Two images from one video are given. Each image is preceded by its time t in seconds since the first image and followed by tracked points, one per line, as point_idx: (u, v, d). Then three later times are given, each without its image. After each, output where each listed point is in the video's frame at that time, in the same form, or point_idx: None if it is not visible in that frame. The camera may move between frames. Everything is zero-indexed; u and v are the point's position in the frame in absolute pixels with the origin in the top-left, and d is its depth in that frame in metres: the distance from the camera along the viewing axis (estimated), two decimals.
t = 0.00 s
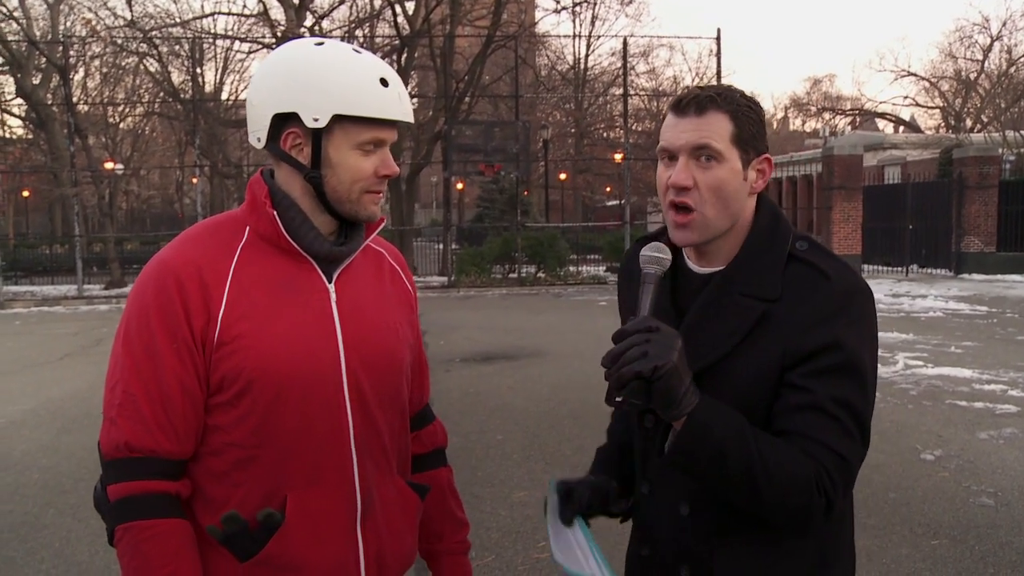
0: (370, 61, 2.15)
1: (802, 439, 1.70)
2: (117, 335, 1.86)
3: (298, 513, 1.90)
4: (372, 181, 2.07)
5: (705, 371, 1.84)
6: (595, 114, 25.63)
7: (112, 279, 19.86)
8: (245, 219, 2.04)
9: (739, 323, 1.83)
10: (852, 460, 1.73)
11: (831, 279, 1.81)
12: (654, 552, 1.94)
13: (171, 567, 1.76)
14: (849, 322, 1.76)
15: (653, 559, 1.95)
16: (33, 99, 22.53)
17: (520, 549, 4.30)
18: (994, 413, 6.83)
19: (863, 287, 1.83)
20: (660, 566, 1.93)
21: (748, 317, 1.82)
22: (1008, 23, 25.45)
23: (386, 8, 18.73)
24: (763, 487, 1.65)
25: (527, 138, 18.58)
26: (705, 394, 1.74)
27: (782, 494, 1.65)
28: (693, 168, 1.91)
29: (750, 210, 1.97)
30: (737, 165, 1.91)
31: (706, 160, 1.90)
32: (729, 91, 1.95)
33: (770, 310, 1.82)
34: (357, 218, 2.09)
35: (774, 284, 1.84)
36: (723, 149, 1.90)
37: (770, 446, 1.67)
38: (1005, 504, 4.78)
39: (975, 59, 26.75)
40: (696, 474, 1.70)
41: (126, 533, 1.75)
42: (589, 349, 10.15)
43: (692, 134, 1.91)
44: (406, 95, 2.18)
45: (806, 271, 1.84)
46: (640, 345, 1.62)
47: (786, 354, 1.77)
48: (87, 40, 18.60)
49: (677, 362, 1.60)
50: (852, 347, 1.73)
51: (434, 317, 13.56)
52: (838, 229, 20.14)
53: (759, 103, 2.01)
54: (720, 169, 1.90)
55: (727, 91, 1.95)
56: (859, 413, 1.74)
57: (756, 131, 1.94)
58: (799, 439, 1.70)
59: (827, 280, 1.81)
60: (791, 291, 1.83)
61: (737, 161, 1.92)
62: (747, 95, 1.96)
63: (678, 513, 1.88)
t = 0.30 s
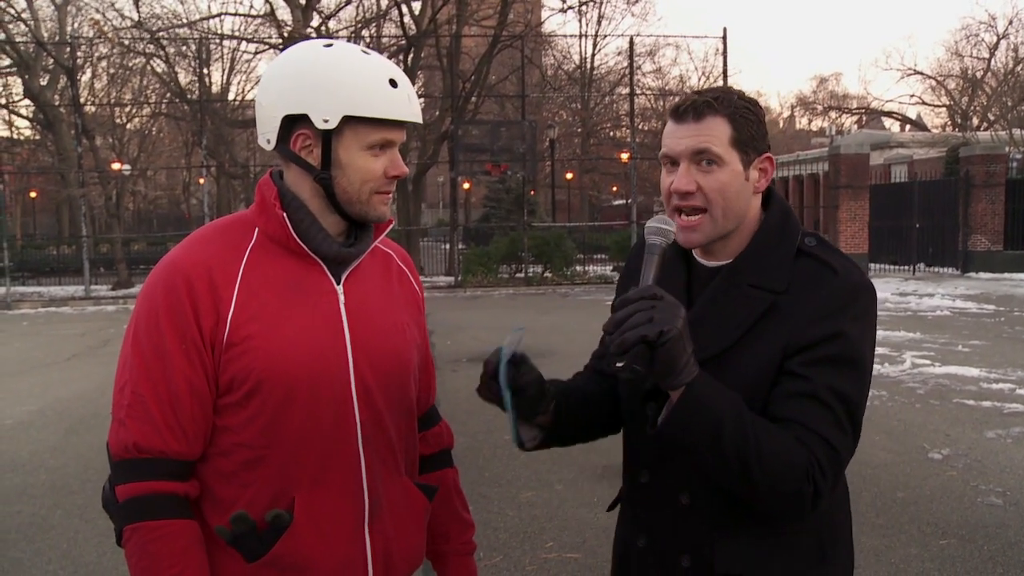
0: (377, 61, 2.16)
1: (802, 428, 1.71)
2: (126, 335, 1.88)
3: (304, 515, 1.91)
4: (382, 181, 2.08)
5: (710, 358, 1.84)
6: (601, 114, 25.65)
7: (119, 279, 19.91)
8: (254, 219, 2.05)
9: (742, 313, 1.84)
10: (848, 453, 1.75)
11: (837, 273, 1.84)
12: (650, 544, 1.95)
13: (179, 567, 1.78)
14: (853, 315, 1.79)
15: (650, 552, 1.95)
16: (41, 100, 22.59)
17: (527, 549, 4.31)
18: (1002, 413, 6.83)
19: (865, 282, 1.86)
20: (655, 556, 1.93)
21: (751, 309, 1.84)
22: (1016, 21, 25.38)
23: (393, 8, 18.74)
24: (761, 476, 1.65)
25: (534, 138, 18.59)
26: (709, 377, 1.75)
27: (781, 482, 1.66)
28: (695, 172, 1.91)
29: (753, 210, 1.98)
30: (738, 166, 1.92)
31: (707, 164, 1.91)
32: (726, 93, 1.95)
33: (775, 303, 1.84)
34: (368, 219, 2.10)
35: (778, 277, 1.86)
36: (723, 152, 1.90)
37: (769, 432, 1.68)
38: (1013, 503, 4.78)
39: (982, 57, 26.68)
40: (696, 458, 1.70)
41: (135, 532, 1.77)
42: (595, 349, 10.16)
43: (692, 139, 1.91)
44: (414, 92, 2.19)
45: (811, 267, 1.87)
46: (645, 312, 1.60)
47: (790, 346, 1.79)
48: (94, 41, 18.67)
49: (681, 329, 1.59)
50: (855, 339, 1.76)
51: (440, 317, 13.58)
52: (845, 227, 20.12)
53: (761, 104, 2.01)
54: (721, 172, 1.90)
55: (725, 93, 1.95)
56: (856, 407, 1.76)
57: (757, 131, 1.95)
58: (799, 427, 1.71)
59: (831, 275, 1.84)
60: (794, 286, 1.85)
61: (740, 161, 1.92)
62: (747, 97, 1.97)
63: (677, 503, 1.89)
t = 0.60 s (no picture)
0: (375, 64, 2.16)
1: (806, 430, 1.71)
2: (127, 337, 1.88)
3: (307, 516, 1.91)
4: (381, 186, 2.08)
5: (709, 365, 1.84)
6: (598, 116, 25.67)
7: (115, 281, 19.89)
8: (252, 222, 2.05)
9: (743, 320, 1.84)
10: (850, 455, 1.75)
11: (834, 275, 1.84)
12: (656, 552, 1.95)
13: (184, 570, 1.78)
14: (852, 319, 1.79)
15: (655, 561, 1.95)
16: (36, 103, 22.57)
17: (526, 550, 4.31)
18: (999, 413, 6.83)
19: (863, 283, 1.86)
20: (660, 564, 1.94)
21: (753, 314, 1.83)
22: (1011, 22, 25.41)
23: (389, 10, 18.73)
24: (767, 478, 1.65)
25: (530, 139, 18.60)
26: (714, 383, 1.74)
27: (785, 486, 1.66)
28: (690, 171, 1.92)
29: (747, 210, 1.98)
30: (732, 167, 1.92)
31: (700, 162, 1.91)
32: (723, 95, 1.96)
33: (775, 307, 1.84)
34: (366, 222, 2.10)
35: (779, 282, 1.86)
36: (718, 151, 1.91)
37: (774, 437, 1.68)
38: (1011, 503, 4.78)
39: (978, 58, 26.71)
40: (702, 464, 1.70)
41: (139, 536, 1.77)
42: (593, 350, 10.16)
43: (687, 137, 1.92)
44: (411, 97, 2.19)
45: (809, 269, 1.87)
46: (656, 324, 1.59)
47: (792, 349, 1.79)
48: (90, 44, 18.67)
49: (693, 341, 1.58)
50: (856, 339, 1.76)
51: (438, 318, 13.58)
52: (842, 228, 20.15)
53: (753, 108, 2.03)
54: (713, 171, 1.91)
55: (721, 95, 1.96)
56: (856, 407, 1.76)
57: (750, 133, 1.96)
58: (804, 431, 1.71)
59: (830, 278, 1.84)
60: (794, 290, 1.85)
61: (734, 162, 1.93)
62: (741, 101, 1.98)
63: (681, 512, 1.89)
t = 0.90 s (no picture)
0: (379, 61, 2.16)
1: (806, 430, 1.71)
2: (136, 337, 1.87)
3: (321, 514, 1.92)
4: (386, 182, 2.08)
5: (710, 366, 1.85)
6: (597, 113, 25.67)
7: (116, 279, 19.89)
8: (259, 220, 2.05)
9: (745, 321, 1.84)
10: (852, 456, 1.74)
11: (834, 274, 1.84)
12: (660, 552, 1.96)
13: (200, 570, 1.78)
14: (852, 319, 1.78)
15: (658, 560, 1.96)
16: (36, 100, 22.56)
17: (527, 547, 4.31)
18: (999, 411, 6.83)
19: (863, 282, 1.85)
20: (665, 563, 1.95)
21: (752, 315, 1.84)
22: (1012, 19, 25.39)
23: (388, 7, 18.71)
24: (765, 479, 1.65)
25: (530, 137, 18.59)
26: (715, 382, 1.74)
27: (785, 486, 1.66)
28: (692, 168, 1.92)
29: (748, 208, 1.99)
30: (734, 164, 1.93)
31: (703, 158, 1.92)
32: (723, 93, 1.97)
33: (774, 308, 1.84)
34: (370, 219, 2.11)
35: (777, 283, 1.86)
36: (719, 148, 1.91)
37: (774, 438, 1.68)
38: (1011, 501, 4.78)
39: (978, 56, 26.69)
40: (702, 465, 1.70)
41: (154, 538, 1.76)
42: (594, 348, 10.16)
43: (690, 133, 1.92)
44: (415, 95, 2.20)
45: (809, 268, 1.87)
46: (655, 324, 1.59)
47: (793, 349, 1.79)
48: (90, 41, 18.66)
49: (691, 340, 1.58)
50: (856, 338, 1.75)
51: (439, 316, 13.59)
52: (842, 226, 20.15)
53: (755, 106, 2.03)
54: (715, 168, 1.92)
55: (722, 93, 1.97)
56: (858, 407, 1.75)
57: (751, 130, 1.97)
58: (804, 431, 1.71)
59: (830, 278, 1.83)
60: (793, 291, 1.85)
61: (736, 159, 1.94)
62: (742, 99, 1.99)
63: (684, 511, 1.90)
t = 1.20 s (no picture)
0: (385, 57, 2.16)
1: (823, 424, 1.70)
2: (150, 338, 1.86)
3: (340, 510, 1.92)
4: (391, 179, 2.08)
5: (725, 360, 1.86)
6: (598, 111, 25.65)
7: (116, 277, 19.90)
8: (266, 219, 2.04)
9: (762, 314, 1.84)
10: (872, 449, 1.73)
11: (850, 265, 1.82)
12: (680, 550, 1.96)
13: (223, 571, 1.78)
14: (870, 309, 1.77)
15: (678, 558, 1.97)
16: (35, 98, 22.55)
17: (528, 545, 4.31)
18: (999, 408, 6.84)
19: (882, 272, 1.84)
20: (684, 562, 1.96)
21: (768, 309, 1.84)
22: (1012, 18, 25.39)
23: (388, 6, 18.69)
24: (782, 473, 1.65)
25: (531, 135, 18.60)
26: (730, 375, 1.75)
27: (802, 480, 1.65)
28: (706, 158, 1.93)
29: (764, 199, 1.99)
30: (748, 155, 1.93)
31: (717, 148, 1.92)
32: (738, 83, 1.97)
33: (790, 301, 1.83)
34: (376, 216, 2.11)
35: (792, 275, 1.86)
36: (734, 137, 1.92)
37: (790, 431, 1.67)
38: (1011, 498, 4.79)
39: (978, 54, 26.68)
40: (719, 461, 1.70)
41: (176, 541, 1.77)
42: (594, 346, 10.15)
43: (704, 123, 1.93)
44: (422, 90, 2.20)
45: (825, 259, 1.86)
46: (665, 315, 1.61)
47: (809, 342, 1.77)
48: (90, 39, 18.66)
49: (700, 330, 1.59)
50: (874, 327, 1.74)
51: (439, 313, 13.60)
52: (842, 224, 20.17)
53: (769, 98, 2.03)
54: (729, 158, 1.92)
55: (737, 83, 1.97)
56: (877, 400, 1.74)
57: (764, 122, 1.97)
58: (821, 424, 1.70)
59: (847, 269, 1.82)
60: (808, 284, 1.84)
61: (750, 150, 1.94)
62: (757, 89, 1.98)
63: (703, 509, 1.90)
